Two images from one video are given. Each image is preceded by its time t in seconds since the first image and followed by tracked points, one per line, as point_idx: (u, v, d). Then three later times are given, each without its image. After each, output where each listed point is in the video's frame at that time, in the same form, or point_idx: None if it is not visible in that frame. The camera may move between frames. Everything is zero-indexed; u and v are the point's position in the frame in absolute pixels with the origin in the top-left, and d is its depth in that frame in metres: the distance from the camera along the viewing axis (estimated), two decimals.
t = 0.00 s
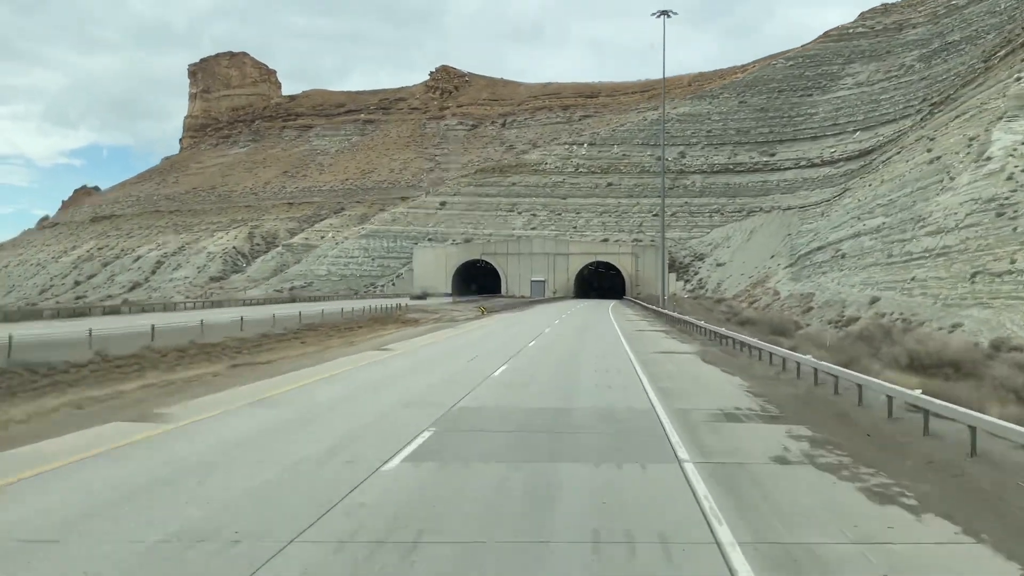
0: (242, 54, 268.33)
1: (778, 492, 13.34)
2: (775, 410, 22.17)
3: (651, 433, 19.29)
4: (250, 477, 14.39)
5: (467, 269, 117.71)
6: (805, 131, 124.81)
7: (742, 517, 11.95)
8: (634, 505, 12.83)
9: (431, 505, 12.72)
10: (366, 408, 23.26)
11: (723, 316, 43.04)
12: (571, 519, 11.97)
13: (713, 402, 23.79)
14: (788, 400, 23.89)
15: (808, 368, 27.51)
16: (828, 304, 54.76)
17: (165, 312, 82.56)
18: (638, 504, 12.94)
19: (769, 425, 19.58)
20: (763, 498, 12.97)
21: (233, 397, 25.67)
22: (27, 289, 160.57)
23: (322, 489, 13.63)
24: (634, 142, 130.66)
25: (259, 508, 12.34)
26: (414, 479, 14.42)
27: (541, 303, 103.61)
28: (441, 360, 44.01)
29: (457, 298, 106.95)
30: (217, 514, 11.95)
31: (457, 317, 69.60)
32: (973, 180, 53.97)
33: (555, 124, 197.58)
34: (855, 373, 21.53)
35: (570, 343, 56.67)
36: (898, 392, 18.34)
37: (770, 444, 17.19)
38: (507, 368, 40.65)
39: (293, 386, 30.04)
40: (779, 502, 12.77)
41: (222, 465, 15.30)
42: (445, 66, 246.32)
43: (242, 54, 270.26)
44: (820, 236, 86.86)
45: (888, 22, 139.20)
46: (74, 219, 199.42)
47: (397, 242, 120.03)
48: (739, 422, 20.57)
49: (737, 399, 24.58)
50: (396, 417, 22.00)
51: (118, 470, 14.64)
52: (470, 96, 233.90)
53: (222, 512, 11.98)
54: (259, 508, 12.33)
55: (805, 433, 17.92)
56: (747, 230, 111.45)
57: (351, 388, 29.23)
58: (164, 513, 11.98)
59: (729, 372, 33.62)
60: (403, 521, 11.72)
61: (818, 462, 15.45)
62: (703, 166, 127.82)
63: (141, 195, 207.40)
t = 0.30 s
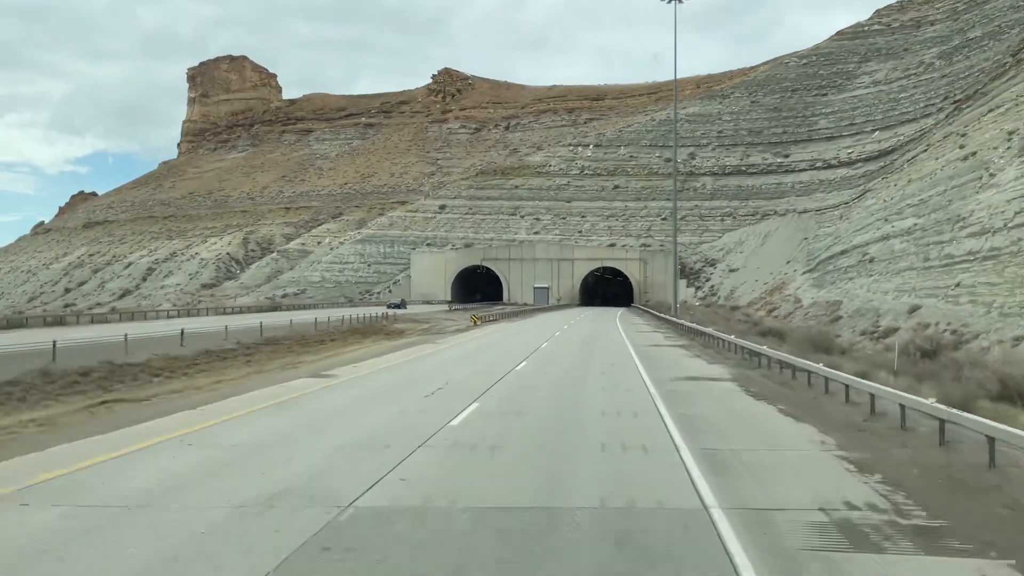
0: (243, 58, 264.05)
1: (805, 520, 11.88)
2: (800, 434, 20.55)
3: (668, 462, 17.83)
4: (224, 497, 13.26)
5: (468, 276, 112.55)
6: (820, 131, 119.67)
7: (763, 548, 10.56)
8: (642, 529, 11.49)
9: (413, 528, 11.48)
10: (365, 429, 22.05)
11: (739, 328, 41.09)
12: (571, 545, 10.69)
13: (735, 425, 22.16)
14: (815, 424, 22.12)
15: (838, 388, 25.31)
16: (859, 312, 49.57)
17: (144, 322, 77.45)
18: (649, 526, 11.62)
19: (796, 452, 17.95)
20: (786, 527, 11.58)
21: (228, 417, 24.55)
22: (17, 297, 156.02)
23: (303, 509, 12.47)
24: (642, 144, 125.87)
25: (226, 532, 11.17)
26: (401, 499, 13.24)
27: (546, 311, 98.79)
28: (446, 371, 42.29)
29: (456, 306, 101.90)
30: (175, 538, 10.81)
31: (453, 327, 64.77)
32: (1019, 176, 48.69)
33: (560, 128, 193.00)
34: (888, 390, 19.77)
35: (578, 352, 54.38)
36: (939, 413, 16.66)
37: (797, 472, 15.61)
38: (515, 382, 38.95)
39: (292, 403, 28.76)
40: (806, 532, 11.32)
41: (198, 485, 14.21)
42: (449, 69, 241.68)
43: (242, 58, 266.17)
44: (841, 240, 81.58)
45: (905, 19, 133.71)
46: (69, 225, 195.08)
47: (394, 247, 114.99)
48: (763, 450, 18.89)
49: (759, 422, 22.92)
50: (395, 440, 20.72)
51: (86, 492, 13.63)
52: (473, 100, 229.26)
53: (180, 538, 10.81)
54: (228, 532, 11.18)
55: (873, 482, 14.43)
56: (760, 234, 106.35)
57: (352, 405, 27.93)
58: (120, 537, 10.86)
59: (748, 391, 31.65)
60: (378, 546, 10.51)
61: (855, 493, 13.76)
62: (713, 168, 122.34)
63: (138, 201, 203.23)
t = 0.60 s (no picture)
0: (244, 61, 260.25)
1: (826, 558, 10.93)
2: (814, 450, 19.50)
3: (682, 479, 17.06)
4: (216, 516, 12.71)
5: (469, 281, 107.52)
6: (837, 131, 114.69)
7: None
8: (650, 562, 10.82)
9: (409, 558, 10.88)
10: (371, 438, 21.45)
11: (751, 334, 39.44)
12: None
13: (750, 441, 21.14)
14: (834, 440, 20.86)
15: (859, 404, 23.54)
16: (896, 321, 44.61)
17: (122, 331, 72.95)
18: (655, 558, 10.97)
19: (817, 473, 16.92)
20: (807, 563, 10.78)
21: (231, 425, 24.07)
22: (9, 305, 152.21)
23: (296, 533, 11.90)
24: (650, 144, 120.99)
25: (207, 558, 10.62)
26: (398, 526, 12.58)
27: (551, 319, 93.83)
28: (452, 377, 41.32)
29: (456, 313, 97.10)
30: (159, 565, 10.28)
31: (447, 337, 59.98)
32: None
33: (565, 131, 188.53)
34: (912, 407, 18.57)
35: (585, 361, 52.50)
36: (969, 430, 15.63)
37: (814, 496, 14.65)
38: (521, 390, 37.86)
39: (294, 414, 28.15)
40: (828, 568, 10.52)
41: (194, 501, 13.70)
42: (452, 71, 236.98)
43: (243, 62, 262.77)
44: (864, 243, 76.50)
45: (924, 14, 128.24)
46: (64, 232, 191.47)
47: (392, 251, 110.16)
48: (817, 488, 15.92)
49: (773, 437, 21.87)
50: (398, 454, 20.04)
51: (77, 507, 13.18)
52: (477, 102, 224.78)
53: None
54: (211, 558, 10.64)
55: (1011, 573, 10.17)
56: (775, 238, 101.26)
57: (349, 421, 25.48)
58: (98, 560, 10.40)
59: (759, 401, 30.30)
60: None
61: (884, 525, 12.57)
62: (725, 169, 116.91)
63: (135, 206, 199.43)
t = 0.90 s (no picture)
0: (245, 65, 256.57)
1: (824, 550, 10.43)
2: (809, 444, 18.74)
3: (675, 470, 16.51)
4: (197, 514, 12.35)
5: (469, 286, 102.79)
6: (854, 129, 109.80)
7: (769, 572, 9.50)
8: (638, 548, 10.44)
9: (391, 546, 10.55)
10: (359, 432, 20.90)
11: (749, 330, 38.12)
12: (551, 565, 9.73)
13: (747, 435, 20.40)
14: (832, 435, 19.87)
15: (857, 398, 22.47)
16: (937, 328, 39.93)
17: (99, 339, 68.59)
18: (645, 546, 10.60)
19: (812, 464, 16.22)
20: (803, 552, 10.33)
21: (216, 424, 23.38)
22: None
23: (277, 525, 11.55)
24: (658, 144, 116.33)
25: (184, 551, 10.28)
26: (381, 514, 12.23)
27: (555, 325, 89.18)
28: (449, 377, 40.37)
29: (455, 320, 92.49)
30: None
31: (441, 344, 55.64)
32: None
33: (571, 133, 183.95)
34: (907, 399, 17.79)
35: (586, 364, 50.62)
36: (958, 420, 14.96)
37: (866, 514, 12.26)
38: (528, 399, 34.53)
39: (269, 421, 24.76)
40: (826, 559, 10.06)
41: (175, 500, 13.30)
42: (456, 74, 232.54)
43: (245, 65, 259.05)
44: (888, 244, 71.70)
45: (942, 9, 123.37)
46: (60, 237, 187.71)
47: (390, 256, 105.53)
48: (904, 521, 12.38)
49: (769, 431, 21.09)
50: (386, 450, 19.47)
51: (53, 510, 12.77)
52: (482, 105, 220.28)
53: None
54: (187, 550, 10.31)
55: None
56: (791, 240, 96.37)
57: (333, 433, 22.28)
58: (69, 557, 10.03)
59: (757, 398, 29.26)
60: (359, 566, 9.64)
61: (880, 516, 12.03)
62: (736, 169, 111.84)
63: (133, 211, 195.69)
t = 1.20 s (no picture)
0: (245, 65, 252.56)
1: None
2: (825, 455, 17.91)
3: (690, 481, 15.86)
4: (199, 532, 11.88)
5: (469, 290, 97.99)
6: (872, 124, 104.70)
7: None
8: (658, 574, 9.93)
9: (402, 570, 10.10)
10: (365, 434, 20.29)
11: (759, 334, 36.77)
12: None
13: (760, 444, 19.64)
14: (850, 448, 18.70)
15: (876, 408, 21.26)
16: (990, 335, 35.06)
17: (72, 345, 64.13)
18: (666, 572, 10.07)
19: (833, 479, 15.44)
20: None
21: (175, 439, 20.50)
22: None
23: (281, 545, 11.08)
24: (667, 141, 111.51)
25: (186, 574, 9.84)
26: (390, 534, 11.77)
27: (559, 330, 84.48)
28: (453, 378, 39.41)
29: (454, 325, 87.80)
30: None
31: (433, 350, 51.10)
32: None
33: (576, 133, 179.29)
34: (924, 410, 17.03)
35: (593, 368, 48.65)
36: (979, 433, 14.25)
37: None
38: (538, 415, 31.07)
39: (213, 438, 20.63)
40: None
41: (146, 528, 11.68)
42: (459, 73, 227.92)
43: (246, 66, 255.51)
44: (916, 243, 66.67)
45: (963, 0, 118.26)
46: (55, 240, 183.92)
47: (386, 258, 100.75)
48: None
49: (783, 441, 20.25)
50: (391, 458, 18.88)
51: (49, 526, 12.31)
52: (486, 105, 215.67)
53: None
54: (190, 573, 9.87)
55: None
56: (808, 240, 91.43)
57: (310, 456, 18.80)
58: None
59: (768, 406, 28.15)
60: None
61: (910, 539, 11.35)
62: (748, 167, 106.52)
63: (130, 214, 191.75)
